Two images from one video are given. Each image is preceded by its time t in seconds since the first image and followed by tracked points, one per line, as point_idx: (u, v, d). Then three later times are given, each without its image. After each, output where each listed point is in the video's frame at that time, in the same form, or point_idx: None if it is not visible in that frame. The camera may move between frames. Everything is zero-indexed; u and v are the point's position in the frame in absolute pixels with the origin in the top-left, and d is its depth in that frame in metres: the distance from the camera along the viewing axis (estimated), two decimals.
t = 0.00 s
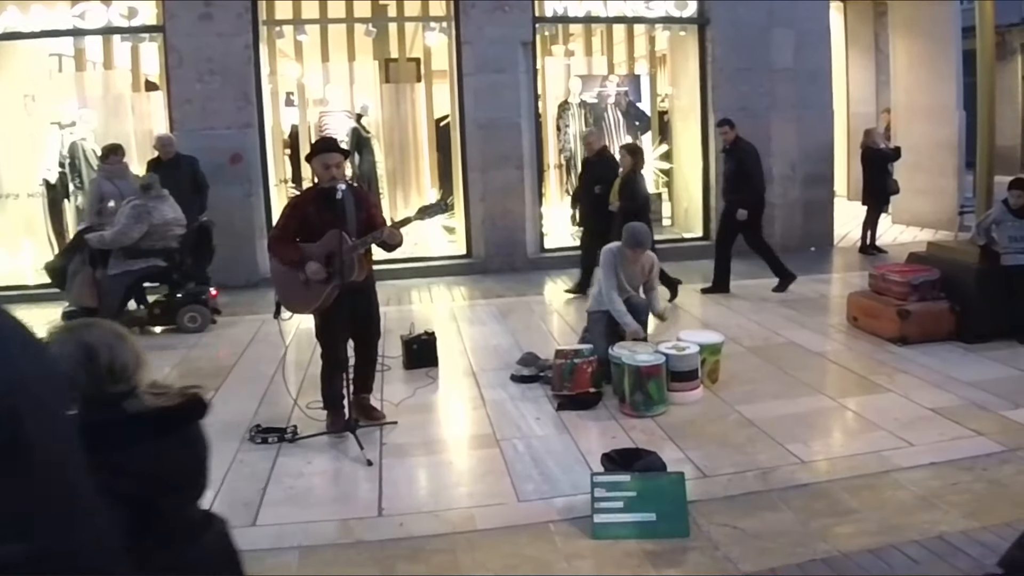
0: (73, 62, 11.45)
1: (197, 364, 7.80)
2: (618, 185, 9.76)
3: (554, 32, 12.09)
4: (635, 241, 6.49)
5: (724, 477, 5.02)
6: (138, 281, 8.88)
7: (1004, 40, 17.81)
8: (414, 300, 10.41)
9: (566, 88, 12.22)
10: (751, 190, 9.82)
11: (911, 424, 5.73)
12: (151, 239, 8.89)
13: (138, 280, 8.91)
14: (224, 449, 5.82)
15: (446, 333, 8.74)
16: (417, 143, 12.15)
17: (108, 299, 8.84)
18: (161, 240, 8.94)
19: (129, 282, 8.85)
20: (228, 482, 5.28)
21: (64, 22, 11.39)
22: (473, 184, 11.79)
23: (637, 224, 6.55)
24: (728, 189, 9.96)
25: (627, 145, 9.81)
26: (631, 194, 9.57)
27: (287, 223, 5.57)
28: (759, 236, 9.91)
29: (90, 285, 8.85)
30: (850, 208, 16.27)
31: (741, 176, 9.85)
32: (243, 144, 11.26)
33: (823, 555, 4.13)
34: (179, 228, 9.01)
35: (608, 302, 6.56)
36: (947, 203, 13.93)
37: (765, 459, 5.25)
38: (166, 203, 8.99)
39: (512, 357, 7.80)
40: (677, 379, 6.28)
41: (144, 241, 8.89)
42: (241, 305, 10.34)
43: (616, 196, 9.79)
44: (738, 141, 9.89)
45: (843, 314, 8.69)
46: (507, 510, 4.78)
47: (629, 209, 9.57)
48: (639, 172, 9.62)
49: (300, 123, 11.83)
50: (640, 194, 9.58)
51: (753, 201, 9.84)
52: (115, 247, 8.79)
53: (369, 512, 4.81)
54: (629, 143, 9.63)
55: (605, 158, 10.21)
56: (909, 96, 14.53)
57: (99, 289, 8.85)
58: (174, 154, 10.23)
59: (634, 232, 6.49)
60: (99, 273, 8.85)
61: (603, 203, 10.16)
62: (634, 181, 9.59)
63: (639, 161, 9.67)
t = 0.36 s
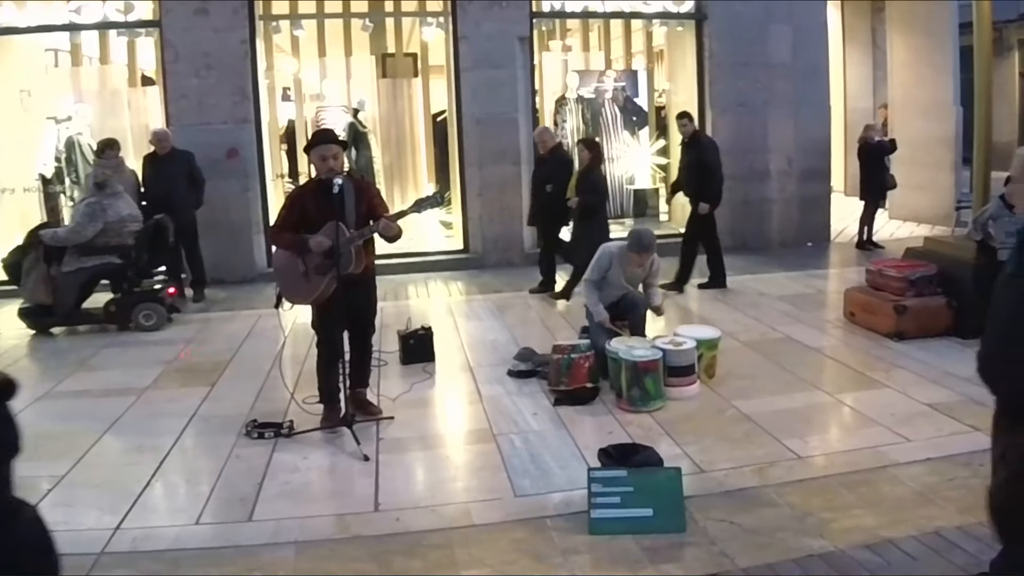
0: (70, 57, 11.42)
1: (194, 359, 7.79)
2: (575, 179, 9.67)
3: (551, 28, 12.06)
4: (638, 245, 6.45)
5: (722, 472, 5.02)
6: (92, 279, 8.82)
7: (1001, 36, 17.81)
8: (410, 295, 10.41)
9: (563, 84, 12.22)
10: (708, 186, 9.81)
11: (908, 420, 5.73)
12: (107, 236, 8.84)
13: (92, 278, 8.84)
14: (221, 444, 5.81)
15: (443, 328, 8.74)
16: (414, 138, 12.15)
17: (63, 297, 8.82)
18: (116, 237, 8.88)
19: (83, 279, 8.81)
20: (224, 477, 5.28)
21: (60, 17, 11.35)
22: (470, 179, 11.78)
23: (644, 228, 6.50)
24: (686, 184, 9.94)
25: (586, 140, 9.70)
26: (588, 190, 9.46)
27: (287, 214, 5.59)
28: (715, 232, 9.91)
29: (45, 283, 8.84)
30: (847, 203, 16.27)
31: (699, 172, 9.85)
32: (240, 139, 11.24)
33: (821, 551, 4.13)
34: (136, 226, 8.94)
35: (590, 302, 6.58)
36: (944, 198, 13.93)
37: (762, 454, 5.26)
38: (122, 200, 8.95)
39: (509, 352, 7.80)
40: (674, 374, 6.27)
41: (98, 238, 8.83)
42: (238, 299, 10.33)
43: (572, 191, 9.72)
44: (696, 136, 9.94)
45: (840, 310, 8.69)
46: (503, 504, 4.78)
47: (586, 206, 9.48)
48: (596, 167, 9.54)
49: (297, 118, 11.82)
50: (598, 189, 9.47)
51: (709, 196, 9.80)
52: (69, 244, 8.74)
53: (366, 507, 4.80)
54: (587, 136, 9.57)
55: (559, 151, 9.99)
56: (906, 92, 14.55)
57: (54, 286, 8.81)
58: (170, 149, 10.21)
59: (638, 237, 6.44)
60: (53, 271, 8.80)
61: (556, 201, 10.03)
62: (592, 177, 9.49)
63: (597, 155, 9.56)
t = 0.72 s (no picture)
0: (69, 56, 11.41)
1: (193, 358, 7.79)
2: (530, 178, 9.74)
3: (551, 25, 12.07)
4: (649, 232, 6.42)
5: (723, 470, 5.03)
6: (50, 280, 8.87)
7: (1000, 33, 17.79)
8: (409, 293, 10.41)
9: (562, 82, 12.21)
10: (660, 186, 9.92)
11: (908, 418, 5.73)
12: (65, 237, 8.98)
13: (50, 280, 8.89)
14: (221, 443, 5.81)
15: (442, 326, 8.75)
16: (413, 136, 12.16)
17: (21, 298, 8.79)
18: (75, 238, 9.02)
19: (42, 280, 8.84)
20: (224, 476, 5.27)
21: (59, 16, 11.34)
22: (469, 177, 11.76)
23: (655, 214, 6.49)
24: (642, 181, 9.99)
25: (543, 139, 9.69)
26: (542, 189, 9.59)
27: (291, 211, 5.60)
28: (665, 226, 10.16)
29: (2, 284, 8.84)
30: (846, 201, 16.28)
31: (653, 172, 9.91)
32: (238, 138, 11.23)
33: (821, 549, 4.13)
34: (95, 227, 9.10)
35: (610, 295, 6.52)
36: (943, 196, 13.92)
37: (763, 452, 5.26)
38: (84, 202, 9.20)
39: (509, 350, 7.79)
40: (674, 372, 6.27)
41: (56, 239, 8.96)
42: (237, 298, 10.32)
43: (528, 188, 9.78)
44: (654, 136, 9.93)
45: (839, 308, 8.69)
46: (504, 503, 4.78)
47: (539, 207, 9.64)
48: (551, 167, 9.59)
49: (296, 117, 11.81)
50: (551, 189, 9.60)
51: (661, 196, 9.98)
52: (26, 245, 8.85)
53: (367, 506, 4.80)
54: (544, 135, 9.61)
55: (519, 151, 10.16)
56: (905, 89, 14.54)
57: (12, 287, 8.80)
58: (169, 148, 10.19)
59: (649, 223, 6.43)
60: (12, 272, 8.83)
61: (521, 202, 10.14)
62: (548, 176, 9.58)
63: (552, 156, 9.58)
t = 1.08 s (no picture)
0: (77, 52, 11.43)
1: (200, 354, 7.79)
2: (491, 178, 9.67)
3: (557, 22, 12.08)
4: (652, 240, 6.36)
5: (730, 468, 5.02)
6: (11, 278, 8.99)
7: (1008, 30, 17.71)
8: (415, 289, 10.42)
9: (569, 79, 12.23)
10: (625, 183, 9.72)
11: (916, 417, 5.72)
12: (27, 235, 9.07)
13: (12, 278, 9.01)
14: (229, 438, 5.81)
15: (449, 322, 8.75)
16: (420, 133, 12.13)
17: None
18: (36, 236, 9.08)
19: (3, 278, 8.98)
20: (231, 471, 5.28)
21: (67, 12, 11.37)
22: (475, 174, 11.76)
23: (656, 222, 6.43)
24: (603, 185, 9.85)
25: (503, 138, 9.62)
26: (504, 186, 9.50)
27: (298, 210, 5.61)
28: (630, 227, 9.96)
29: None
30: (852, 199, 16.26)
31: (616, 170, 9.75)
32: (245, 134, 11.24)
33: (829, 548, 4.12)
34: (57, 225, 9.15)
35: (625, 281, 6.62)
36: (951, 195, 13.90)
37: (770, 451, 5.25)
38: (47, 201, 9.31)
39: (515, 347, 7.78)
40: (681, 370, 6.26)
41: (19, 237, 9.07)
42: (244, 293, 10.33)
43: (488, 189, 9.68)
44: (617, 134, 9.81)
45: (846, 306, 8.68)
46: (510, 500, 4.78)
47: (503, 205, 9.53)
48: (512, 166, 9.51)
49: (302, 113, 11.81)
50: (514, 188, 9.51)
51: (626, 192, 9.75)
52: None
53: (374, 502, 4.80)
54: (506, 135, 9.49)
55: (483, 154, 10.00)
56: (912, 87, 14.52)
57: None
58: (177, 144, 10.22)
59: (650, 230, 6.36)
60: None
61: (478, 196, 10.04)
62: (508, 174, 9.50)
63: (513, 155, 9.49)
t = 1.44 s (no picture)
0: (89, 49, 11.48)
1: (210, 351, 7.81)
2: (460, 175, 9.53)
3: (566, 21, 12.08)
4: (665, 247, 6.19)
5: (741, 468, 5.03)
6: None
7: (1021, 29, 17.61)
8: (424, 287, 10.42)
9: (578, 78, 12.23)
10: (595, 178, 9.75)
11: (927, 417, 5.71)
12: None
13: None
14: (240, 435, 5.83)
15: (458, 321, 8.75)
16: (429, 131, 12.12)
17: None
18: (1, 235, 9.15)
19: None
20: (242, 468, 5.29)
21: (81, 10, 11.43)
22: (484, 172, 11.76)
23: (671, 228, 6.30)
24: (573, 177, 9.91)
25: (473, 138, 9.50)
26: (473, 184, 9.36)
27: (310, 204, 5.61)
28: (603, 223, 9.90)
29: None
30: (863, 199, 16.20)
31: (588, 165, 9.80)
32: (257, 132, 11.26)
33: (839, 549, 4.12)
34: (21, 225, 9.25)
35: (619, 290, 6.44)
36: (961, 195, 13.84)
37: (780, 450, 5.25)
38: (12, 199, 9.36)
39: (524, 346, 7.78)
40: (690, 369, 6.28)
41: None
42: (254, 290, 10.35)
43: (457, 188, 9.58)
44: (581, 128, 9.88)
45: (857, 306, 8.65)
46: (520, 498, 4.79)
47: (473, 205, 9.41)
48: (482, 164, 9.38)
49: (313, 110, 11.82)
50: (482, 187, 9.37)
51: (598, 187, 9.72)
52: None
53: (384, 499, 4.82)
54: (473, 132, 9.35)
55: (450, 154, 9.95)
56: (923, 86, 14.47)
57: None
58: (188, 141, 10.24)
59: (664, 238, 6.19)
60: None
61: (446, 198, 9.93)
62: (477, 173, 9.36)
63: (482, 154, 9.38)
